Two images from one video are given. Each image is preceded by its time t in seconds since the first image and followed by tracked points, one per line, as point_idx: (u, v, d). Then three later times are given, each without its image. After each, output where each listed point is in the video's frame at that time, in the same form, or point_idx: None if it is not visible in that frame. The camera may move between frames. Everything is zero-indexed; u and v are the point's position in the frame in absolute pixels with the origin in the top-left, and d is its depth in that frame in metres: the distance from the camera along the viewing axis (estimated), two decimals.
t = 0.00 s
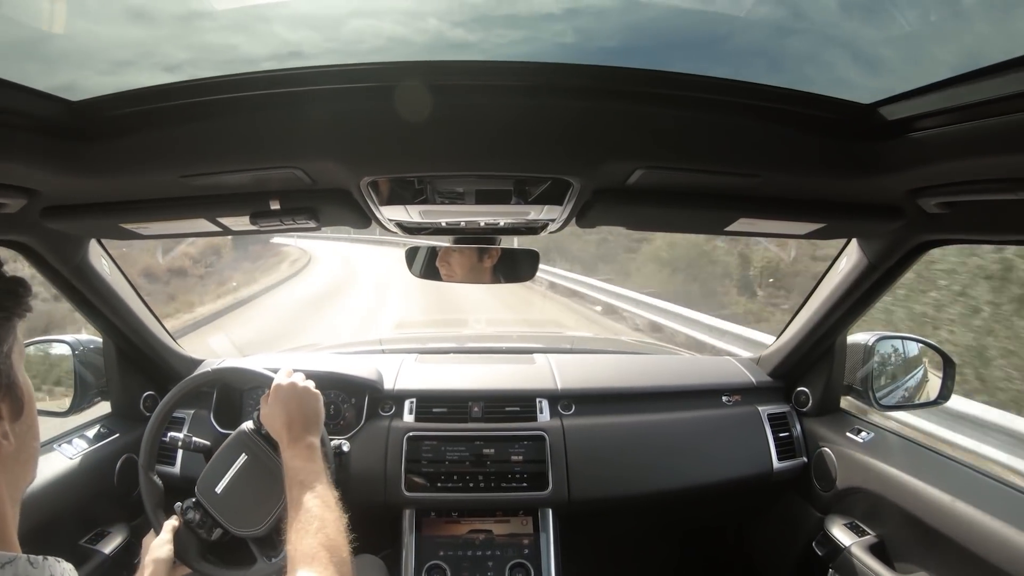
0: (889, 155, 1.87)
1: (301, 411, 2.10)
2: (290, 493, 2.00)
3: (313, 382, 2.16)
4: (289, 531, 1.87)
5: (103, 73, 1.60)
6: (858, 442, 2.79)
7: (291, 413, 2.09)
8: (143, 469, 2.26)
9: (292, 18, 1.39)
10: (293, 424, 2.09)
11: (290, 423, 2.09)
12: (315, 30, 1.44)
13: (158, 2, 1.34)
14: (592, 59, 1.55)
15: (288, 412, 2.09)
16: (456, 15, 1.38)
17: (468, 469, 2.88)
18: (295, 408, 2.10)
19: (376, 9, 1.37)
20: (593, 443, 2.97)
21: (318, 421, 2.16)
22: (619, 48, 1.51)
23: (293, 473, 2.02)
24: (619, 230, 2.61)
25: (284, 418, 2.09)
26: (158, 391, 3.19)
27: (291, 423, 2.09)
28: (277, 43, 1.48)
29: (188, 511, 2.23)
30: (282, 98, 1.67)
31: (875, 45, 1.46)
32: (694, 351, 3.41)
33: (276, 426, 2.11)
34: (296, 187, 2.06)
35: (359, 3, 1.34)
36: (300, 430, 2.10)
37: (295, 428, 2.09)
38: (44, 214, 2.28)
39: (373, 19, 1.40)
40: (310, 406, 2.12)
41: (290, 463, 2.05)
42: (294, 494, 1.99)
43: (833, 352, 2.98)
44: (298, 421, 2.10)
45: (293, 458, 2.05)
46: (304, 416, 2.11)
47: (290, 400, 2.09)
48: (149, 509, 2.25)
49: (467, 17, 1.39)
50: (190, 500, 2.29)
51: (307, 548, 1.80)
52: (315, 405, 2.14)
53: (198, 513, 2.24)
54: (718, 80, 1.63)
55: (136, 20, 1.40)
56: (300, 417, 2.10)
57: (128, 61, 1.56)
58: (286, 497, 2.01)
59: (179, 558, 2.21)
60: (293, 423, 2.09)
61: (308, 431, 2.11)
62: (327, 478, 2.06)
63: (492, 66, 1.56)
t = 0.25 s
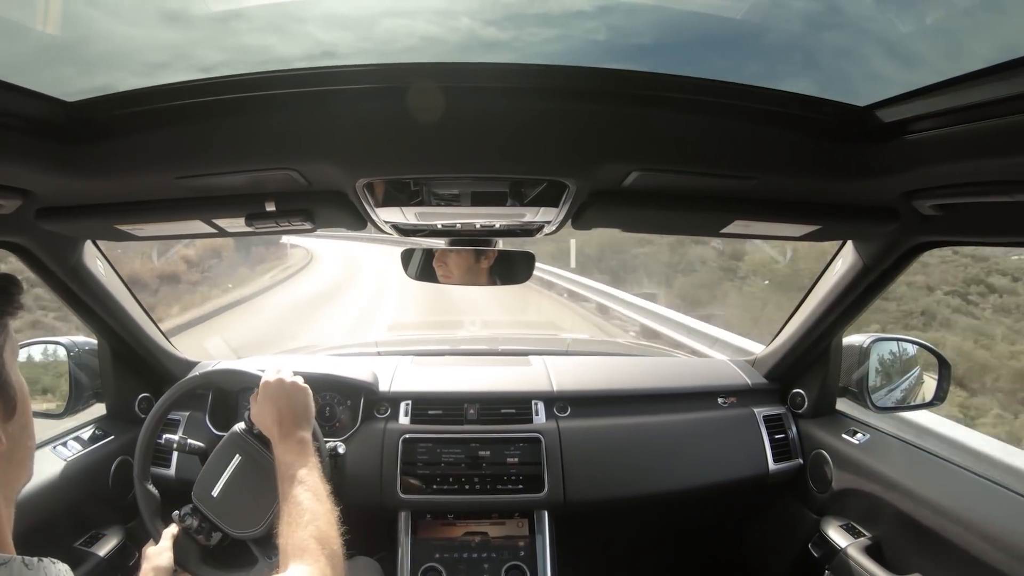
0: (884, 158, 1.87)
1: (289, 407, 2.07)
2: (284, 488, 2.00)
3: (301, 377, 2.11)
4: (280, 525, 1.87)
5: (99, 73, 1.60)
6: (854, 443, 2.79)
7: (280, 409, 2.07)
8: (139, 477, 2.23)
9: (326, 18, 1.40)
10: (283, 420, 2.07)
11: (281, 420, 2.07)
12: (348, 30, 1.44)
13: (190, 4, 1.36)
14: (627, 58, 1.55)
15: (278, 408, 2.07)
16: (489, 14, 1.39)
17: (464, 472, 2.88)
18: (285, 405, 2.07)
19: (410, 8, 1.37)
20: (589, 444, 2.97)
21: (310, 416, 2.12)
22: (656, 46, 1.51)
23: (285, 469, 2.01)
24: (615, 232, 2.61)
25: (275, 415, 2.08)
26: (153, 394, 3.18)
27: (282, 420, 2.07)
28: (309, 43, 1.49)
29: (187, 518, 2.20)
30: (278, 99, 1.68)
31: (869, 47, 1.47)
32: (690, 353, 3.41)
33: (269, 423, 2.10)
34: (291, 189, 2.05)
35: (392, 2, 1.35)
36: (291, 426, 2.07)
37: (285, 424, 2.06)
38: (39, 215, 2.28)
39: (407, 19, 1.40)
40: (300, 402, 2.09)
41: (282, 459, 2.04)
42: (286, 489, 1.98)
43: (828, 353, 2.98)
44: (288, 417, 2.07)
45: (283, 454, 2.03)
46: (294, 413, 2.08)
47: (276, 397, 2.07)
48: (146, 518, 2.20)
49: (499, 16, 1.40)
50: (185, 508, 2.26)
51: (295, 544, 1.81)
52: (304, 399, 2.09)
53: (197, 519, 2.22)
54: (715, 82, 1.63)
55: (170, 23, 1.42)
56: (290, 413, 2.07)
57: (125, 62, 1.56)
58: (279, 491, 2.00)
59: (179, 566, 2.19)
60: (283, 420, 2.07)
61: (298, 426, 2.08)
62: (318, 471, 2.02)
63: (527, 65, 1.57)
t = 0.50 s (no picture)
0: (876, 156, 1.88)
1: (293, 417, 2.05)
2: (282, 498, 2.00)
3: (309, 388, 2.07)
4: (281, 537, 1.90)
5: (91, 62, 1.59)
6: (844, 441, 2.80)
7: (285, 418, 2.05)
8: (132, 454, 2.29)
9: (359, 17, 1.44)
10: (286, 430, 2.04)
11: (283, 429, 2.04)
12: (380, 29, 1.48)
13: (226, 6, 1.40)
14: (658, 55, 1.58)
15: (281, 417, 2.04)
16: (520, 11, 1.42)
17: (455, 466, 2.88)
18: (290, 414, 2.05)
19: (440, 8, 1.41)
20: (580, 440, 2.98)
21: (313, 427, 2.10)
22: (686, 42, 1.53)
23: (284, 479, 2.00)
24: (608, 228, 2.61)
25: (278, 422, 2.04)
26: (144, 387, 3.17)
27: (284, 428, 2.04)
28: (342, 43, 1.52)
29: (171, 500, 2.25)
30: (273, 91, 1.68)
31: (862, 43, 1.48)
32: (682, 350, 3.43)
33: (269, 430, 2.07)
34: (283, 181, 2.05)
35: (423, 3, 1.39)
36: (293, 436, 2.05)
37: (288, 435, 2.04)
38: (30, 207, 2.26)
39: (437, 19, 1.44)
40: (305, 413, 2.06)
41: (281, 469, 2.02)
42: (286, 501, 1.98)
43: (819, 351, 2.99)
44: (291, 427, 2.04)
45: (284, 466, 2.02)
46: (298, 423, 2.06)
47: (282, 406, 2.03)
48: (133, 492, 2.28)
49: (531, 13, 1.43)
50: (173, 490, 2.31)
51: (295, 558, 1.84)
52: (309, 411, 2.07)
53: (181, 504, 2.26)
54: (708, 78, 1.64)
55: (204, 24, 1.46)
56: (294, 423, 2.05)
57: (117, 51, 1.55)
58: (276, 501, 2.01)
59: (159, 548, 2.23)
60: (286, 429, 2.04)
61: (301, 438, 2.06)
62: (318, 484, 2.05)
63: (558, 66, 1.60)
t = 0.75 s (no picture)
0: (873, 153, 1.88)
1: (294, 424, 2.04)
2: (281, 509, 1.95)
3: (311, 397, 2.08)
4: (280, 547, 1.83)
5: (86, 70, 1.59)
6: (845, 439, 2.80)
7: (286, 426, 2.04)
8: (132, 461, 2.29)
9: (388, 18, 1.43)
10: (287, 437, 2.03)
11: (284, 437, 2.03)
12: (408, 29, 1.47)
13: (256, 8, 1.39)
14: (685, 53, 1.57)
15: (282, 424, 2.04)
16: (548, 11, 1.41)
17: (457, 470, 2.88)
18: (291, 421, 2.04)
19: (468, 7, 1.39)
20: (582, 442, 2.98)
21: (314, 436, 2.09)
22: (715, 40, 1.53)
23: (285, 489, 1.97)
24: (606, 230, 2.61)
25: (279, 430, 2.04)
26: (145, 394, 3.17)
27: (285, 436, 2.03)
28: (370, 44, 1.51)
29: (173, 505, 2.29)
30: (269, 97, 1.68)
31: (855, 40, 1.48)
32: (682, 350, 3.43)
33: (270, 438, 2.06)
34: (282, 187, 2.05)
35: (451, 3, 1.37)
36: (294, 444, 2.03)
37: (289, 442, 2.03)
38: (28, 216, 2.27)
39: (465, 18, 1.42)
40: (306, 421, 2.06)
41: (281, 478, 1.99)
42: (286, 511, 1.94)
43: (820, 350, 3.00)
44: (292, 435, 2.03)
45: (285, 474, 1.99)
46: (300, 431, 2.05)
47: (283, 411, 2.03)
48: (133, 495, 2.29)
49: (559, 13, 1.42)
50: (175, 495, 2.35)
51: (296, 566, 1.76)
52: (311, 418, 2.07)
53: (182, 509, 2.29)
54: (704, 79, 1.65)
55: (234, 26, 1.45)
56: (295, 431, 2.04)
57: (112, 59, 1.56)
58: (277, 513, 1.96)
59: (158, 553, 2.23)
60: (287, 437, 2.03)
61: (302, 446, 2.05)
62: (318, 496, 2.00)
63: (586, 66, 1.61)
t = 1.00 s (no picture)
0: (889, 155, 1.86)
1: (311, 431, 2.06)
2: (296, 515, 1.93)
3: (328, 405, 2.12)
4: (293, 554, 1.79)
5: (101, 78, 1.60)
6: (860, 442, 2.78)
7: (303, 431, 2.06)
8: (145, 459, 2.30)
9: (434, 19, 1.37)
10: (303, 443, 2.04)
11: (301, 442, 2.05)
12: (455, 31, 1.42)
13: (300, 11, 1.34)
14: (732, 50, 1.51)
15: (299, 430, 2.05)
16: (592, 10, 1.35)
17: (469, 472, 2.88)
18: (308, 426, 2.06)
19: (515, 8, 1.34)
20: (594, 444, 2.97)
21: (329, 444, 2.11)
22: (763, 36, 1.45)
23: (300, 495, 1.96)
24: (619, 232, 2.61)
25: (296, 435, 2.05)
26: (158, 395, 3.19)
27: (302, 442, 2.04)
28: (414, 45, 1.47)
29: (185, 503, 2.28)
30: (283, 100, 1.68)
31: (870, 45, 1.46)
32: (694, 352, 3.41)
33: (286, 444, 2.07)
34: (296, 190, 2.06)
35: (497, 2, 1.31)
36: (311, 451, 2.05)
37: (306, 448, 2.04)
38: (44, 218, 2.29)
39: (510, 18, 1.37)
40: (323, 428, 2.08)
41: (297, 484, 1.99)
42: (301, 517, 1.91)
43: (834, 352, 2.97)
44: (309, 441, 2.05)
45: (301, 479, 1.99)
46: (316, 438, 2.07)
47: (300, 417, 2.05)
48: (145, 493, 2.29)
49: (602, 11, 1.36)
50: (187, 492, 2.35)
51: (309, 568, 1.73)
52: (328, 426, 2.10)
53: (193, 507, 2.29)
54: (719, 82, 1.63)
55: (279, 28, 1.41)
56: (311, 437, 2.06)
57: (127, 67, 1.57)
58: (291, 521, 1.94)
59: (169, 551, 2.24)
60: (304, 443, 2.04)
61: (318, 453, 2.06)
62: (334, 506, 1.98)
63: (638, 67, 1.57)
